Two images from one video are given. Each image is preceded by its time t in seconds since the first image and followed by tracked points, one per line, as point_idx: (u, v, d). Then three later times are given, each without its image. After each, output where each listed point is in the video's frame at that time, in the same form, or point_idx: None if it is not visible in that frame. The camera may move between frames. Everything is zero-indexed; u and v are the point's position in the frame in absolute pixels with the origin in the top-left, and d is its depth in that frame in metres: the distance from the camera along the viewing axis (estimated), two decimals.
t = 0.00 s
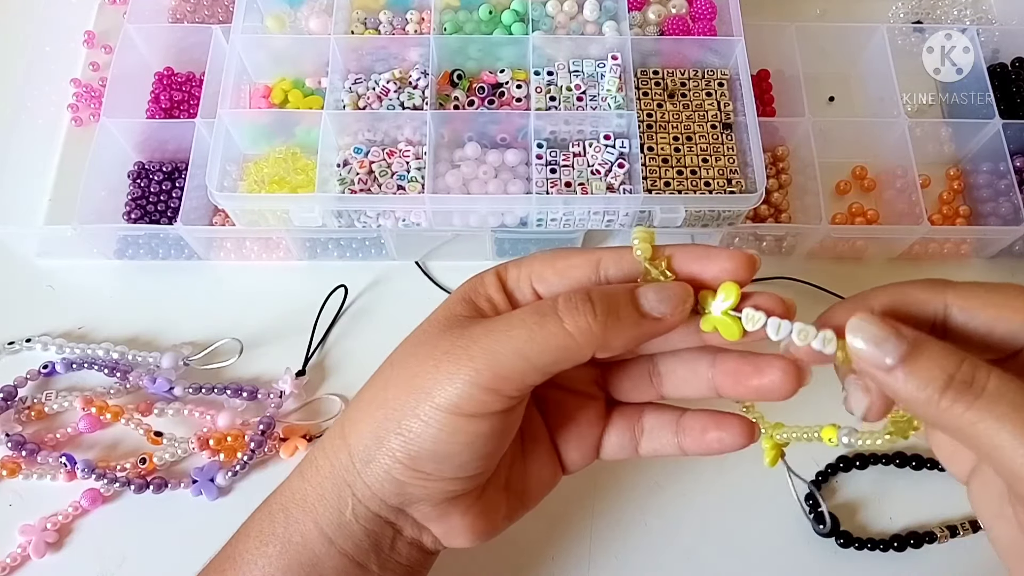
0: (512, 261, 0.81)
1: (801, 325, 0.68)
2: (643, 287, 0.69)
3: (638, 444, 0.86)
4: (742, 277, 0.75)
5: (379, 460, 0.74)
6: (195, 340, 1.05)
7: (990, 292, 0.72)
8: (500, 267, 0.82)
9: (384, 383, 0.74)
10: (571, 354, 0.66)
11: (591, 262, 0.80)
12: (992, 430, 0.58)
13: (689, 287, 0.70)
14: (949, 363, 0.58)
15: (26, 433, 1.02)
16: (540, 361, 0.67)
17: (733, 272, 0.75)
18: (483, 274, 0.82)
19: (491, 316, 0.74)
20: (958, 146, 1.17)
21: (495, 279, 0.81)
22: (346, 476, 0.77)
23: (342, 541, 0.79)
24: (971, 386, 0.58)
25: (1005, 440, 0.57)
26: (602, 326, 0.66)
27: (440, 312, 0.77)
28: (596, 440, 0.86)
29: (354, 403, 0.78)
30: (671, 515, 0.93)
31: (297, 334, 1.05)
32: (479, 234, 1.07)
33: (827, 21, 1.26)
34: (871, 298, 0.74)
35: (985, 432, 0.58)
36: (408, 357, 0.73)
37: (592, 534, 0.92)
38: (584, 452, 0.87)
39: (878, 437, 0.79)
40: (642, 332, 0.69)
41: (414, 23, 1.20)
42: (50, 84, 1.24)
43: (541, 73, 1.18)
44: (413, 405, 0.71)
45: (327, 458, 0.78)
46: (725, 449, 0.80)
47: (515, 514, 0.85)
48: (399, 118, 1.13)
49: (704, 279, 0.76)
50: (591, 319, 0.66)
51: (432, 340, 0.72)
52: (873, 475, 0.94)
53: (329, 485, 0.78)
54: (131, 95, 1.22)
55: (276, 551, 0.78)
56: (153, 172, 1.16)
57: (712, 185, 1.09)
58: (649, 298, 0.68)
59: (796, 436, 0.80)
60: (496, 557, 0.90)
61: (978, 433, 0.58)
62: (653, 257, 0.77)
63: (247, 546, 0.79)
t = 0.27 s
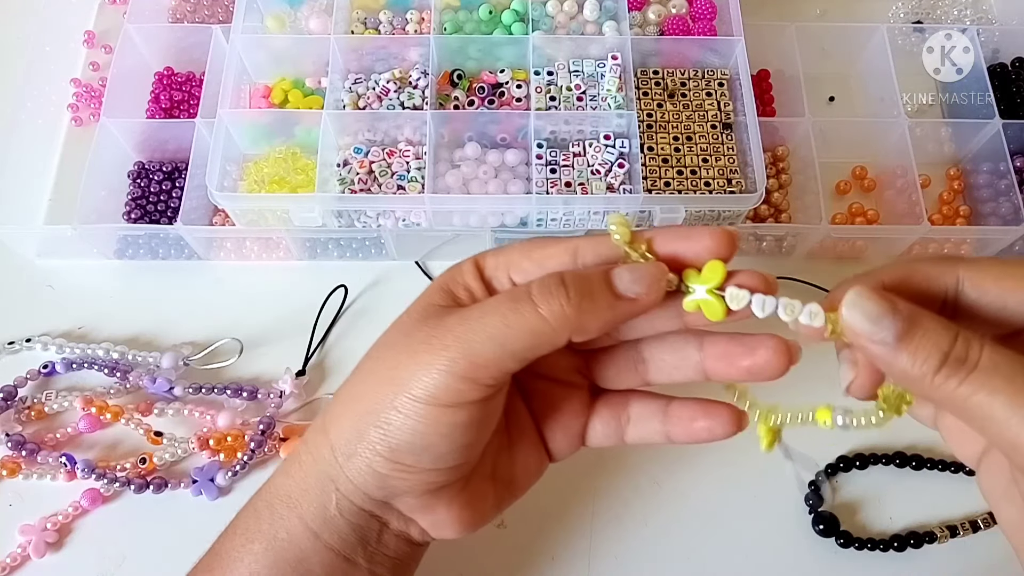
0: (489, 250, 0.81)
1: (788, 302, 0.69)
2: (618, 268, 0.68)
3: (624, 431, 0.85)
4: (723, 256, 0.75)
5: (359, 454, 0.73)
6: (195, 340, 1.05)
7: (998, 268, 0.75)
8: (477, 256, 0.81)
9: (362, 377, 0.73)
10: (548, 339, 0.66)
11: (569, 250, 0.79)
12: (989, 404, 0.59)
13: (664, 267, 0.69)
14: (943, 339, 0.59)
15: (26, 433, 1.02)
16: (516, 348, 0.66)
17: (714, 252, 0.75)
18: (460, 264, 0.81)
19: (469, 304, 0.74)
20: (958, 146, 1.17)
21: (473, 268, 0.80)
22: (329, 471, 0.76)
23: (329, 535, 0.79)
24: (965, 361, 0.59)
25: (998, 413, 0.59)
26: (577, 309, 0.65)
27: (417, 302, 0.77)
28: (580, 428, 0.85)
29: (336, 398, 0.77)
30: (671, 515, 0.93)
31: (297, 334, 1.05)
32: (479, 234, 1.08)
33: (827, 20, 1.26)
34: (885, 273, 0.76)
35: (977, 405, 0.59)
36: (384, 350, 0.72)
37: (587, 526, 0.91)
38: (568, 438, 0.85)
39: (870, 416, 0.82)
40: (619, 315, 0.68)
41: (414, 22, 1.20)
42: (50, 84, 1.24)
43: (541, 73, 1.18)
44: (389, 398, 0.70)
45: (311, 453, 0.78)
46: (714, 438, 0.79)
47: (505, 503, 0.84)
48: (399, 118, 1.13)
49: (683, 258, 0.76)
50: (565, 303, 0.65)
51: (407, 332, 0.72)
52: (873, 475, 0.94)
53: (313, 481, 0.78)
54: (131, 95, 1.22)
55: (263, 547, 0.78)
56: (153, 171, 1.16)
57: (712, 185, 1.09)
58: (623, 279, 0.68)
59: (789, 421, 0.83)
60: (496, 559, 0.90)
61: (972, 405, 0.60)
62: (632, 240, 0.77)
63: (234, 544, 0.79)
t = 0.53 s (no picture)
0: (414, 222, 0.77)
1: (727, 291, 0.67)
2: (543, 259, 0.66)
3: (548, 419, 0.84)
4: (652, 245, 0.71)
5: (268, 446, 0.72)
6: (195, 340, 1.04)
7: (937, 234, 0.70)
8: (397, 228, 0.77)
9: (269, 370, 0.71)
10: (462, 334, 0.65)
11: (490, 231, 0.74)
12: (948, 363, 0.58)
13: (590, 259, 0.66)
14: (902, 300, 0.57)
15: (26, 433, 1.02)
16: (428, 343, 0.65)
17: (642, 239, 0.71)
18: (380, 236, 0.77)
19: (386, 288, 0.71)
20: (958, 146, 1.17)
21: (391, 242, 0.76)
22: (238, 463, 0.75)
23: (246, 526, 0.78)
24: (923, 323, 0.58)
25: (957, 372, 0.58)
26: (494, 308, 0.63)
27: (331, 283, 0.73)
28: (504, 410, 0.85)
29: (243, 388, 0.75)
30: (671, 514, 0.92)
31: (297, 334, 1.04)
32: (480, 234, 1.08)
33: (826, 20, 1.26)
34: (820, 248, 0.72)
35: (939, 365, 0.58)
36: (290, 342, 0.70)
37: (539, 516, 0.91)
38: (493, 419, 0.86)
39: (821, 407, 0.72)
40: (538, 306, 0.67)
41: (414, 23, 1.20)
42: (50, 84, 1.24)
43: (541, 73, 1.18)
44: (298, 391, 0.69)
45: (219, 445, 0.76)
46: (635, 439, 0.79)
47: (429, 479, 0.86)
48: (399, 118, 1.13)
49: (614, 248, 0.72)
50: (483, 298, 0.63)
51: (315, 323, 0.69)
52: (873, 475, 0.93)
53: (223, 474, 0.76)
54: (131, 95, 1.22)
55: (184, 544, 0.78)
56: (153, 171, 1.16)
57: (712, 185, 1.09)
58: (547, 273, 0.65)
59: (723, 420, 0.73)
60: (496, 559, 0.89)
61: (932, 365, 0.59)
62: (562, 227, 0.72)
63: (160, 547, 0.79)
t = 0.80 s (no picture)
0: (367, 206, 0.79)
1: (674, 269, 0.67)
2: (490, 237, 0.66)
3: (511, 399, 0.85)
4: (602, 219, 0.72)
5: (224, 432, 0.73)
6: (194, 340, 1.04)
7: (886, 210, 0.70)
8: (350, 213, 0.79)
9: (223, 355, 0.72)
10: (411, 313, 0.65)
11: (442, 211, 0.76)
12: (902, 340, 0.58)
13: (540, 238, 0.67)
14: (846, 271, 0.58)
15: (26, 433, 1.02)
16: (375, 323, 0.65)
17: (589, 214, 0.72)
18: (333, 221, 0.79)
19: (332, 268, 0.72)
20: (958, 145, 1.17)
21: (344, 227, 0.78)
22: (197, 452, 0.76)
23: (210, 516, 0.78)
24: (870, 292, 0.58)
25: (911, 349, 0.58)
26: (439, 285, 0.63)
27: (283, 267, 0.75)
28: (469, 393, 0.86)
29: (200, 378, 0.76)
30: (671, 514, 0.91)
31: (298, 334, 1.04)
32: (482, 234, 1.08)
33: (827, 20, 1.26)
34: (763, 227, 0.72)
35: (890, 340, 0.58)
36: (243, 327, 0.71)
37: (541, 512, 0.91)
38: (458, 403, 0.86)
39: (790, 388, 0.69)
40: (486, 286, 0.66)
41: (414, 23, 1.20)
42: (51, 84, 1.24)
43: (541, 73, 1.18)
44: (249, 375, 0.70)
45: (179, 435, 0.78)
46: (599, 418, 0.79)
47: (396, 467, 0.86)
48: (399, 118, 1.13)
49: (561, 225, 0.72)
50: (426, 277, 0.63)
51: (264, 305, 0.70)
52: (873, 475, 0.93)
53: (184, 464, 0.77)
54: (131, 95, 1.22)
55: (150, 538, 0.78)
56: (153, 171, 1.16)
57: (712, 185, 1.09)
58: (493, 252, 0.65)
59: (704, 395, 0.74)
60: (496, 559, 0.89)
61: (885, 340, 0.58)
62: (509, 204, 0.73)
63: (127, 539, 0.79)
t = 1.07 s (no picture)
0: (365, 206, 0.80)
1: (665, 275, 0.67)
2: (483, 235, 0.66)
3: (513, 397, 0.85)
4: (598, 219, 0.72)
5: (221, 430, 0.73)
6: (194, 340, 1.04)
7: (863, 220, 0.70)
8: (348, 214, 0.80)
9: (220, 354, 0.73)
10: (404, 309, 0.65)
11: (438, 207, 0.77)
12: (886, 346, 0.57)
13: (533, 235, 0.67)
14: (830, 272, 0.58)
15: (26, 433, 1.02)
16: (368, 320, 0.66)
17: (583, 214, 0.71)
18: (332, 222, 0.80)
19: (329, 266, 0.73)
20: (958, 146, 1.17)
21: (343, 227, 0.79)
22: (194, 451, 0.76)
23: (208, 516, 0.78)
24: (854, 293, 0.57)
25: (896, 356, 0.57)
26: (432, 282, 0.64)
27: (281, 266, 0.75)
28: (471, 392, 0.86)
29: (198, 377, 0.77)
30: (671, 514, 0.91)
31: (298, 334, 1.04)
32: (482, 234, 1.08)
33: (827, 20, 1.26)
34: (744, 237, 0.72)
35: (875, 346, 0.58)
36: (240, 325, 0.72)
37: (541, 512, 0.91)
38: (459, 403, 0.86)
39: (787, 392, 0.70)
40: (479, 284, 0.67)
41: (414, 23, 1.20)
42: (51, 84, 1.24)
43: (541, 73, 1.18)
44: (244, 373, 0.70)
45: (177, 434, 0.78)
46: (600, 413, 0.80)
47: (397, 469, 0.85)
48: (399, 118, 1.13)
49: (552, 224, 0.73)
50: (418, 273, 0.64)
51: (260, 303, 0.71)
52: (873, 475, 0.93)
53: (182, 462, 0.78)
54: (131, 95, 1.22)
55: (147, 539, 0.78)
56: (153, 171, 1.16)
57: (712, 185, 1.09)
58: (485, 249, 0.66)
59: (696, 399, 0.74)
60: (497, 559, 0.89)
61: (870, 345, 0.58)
62: (503, 203, 0.73)
63: (124, 540, 0.79)
